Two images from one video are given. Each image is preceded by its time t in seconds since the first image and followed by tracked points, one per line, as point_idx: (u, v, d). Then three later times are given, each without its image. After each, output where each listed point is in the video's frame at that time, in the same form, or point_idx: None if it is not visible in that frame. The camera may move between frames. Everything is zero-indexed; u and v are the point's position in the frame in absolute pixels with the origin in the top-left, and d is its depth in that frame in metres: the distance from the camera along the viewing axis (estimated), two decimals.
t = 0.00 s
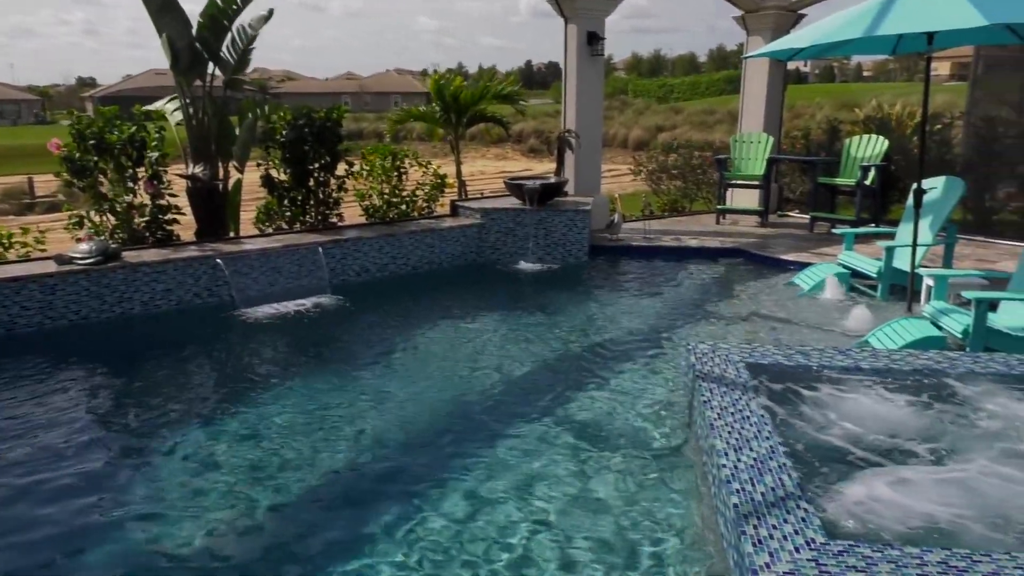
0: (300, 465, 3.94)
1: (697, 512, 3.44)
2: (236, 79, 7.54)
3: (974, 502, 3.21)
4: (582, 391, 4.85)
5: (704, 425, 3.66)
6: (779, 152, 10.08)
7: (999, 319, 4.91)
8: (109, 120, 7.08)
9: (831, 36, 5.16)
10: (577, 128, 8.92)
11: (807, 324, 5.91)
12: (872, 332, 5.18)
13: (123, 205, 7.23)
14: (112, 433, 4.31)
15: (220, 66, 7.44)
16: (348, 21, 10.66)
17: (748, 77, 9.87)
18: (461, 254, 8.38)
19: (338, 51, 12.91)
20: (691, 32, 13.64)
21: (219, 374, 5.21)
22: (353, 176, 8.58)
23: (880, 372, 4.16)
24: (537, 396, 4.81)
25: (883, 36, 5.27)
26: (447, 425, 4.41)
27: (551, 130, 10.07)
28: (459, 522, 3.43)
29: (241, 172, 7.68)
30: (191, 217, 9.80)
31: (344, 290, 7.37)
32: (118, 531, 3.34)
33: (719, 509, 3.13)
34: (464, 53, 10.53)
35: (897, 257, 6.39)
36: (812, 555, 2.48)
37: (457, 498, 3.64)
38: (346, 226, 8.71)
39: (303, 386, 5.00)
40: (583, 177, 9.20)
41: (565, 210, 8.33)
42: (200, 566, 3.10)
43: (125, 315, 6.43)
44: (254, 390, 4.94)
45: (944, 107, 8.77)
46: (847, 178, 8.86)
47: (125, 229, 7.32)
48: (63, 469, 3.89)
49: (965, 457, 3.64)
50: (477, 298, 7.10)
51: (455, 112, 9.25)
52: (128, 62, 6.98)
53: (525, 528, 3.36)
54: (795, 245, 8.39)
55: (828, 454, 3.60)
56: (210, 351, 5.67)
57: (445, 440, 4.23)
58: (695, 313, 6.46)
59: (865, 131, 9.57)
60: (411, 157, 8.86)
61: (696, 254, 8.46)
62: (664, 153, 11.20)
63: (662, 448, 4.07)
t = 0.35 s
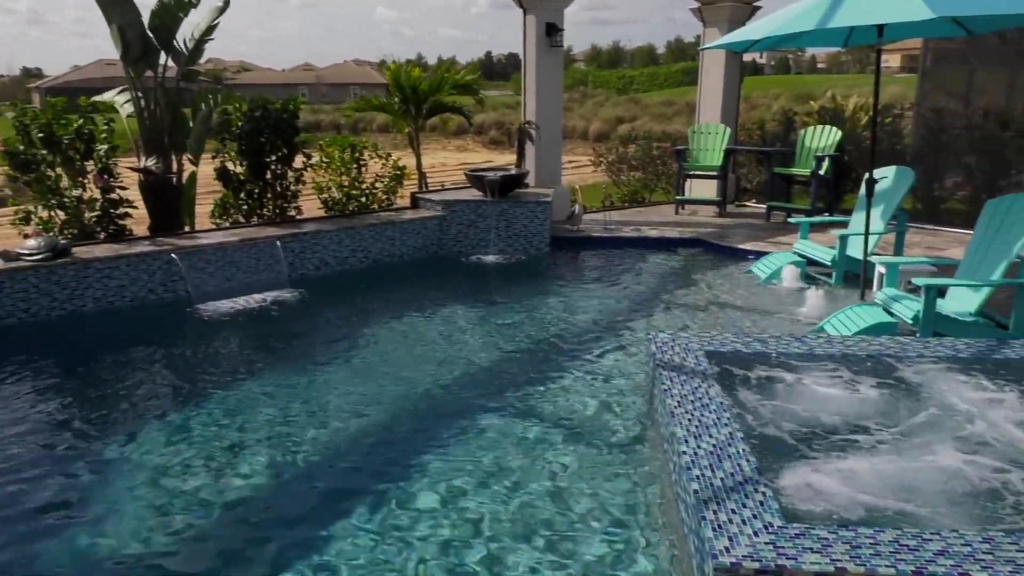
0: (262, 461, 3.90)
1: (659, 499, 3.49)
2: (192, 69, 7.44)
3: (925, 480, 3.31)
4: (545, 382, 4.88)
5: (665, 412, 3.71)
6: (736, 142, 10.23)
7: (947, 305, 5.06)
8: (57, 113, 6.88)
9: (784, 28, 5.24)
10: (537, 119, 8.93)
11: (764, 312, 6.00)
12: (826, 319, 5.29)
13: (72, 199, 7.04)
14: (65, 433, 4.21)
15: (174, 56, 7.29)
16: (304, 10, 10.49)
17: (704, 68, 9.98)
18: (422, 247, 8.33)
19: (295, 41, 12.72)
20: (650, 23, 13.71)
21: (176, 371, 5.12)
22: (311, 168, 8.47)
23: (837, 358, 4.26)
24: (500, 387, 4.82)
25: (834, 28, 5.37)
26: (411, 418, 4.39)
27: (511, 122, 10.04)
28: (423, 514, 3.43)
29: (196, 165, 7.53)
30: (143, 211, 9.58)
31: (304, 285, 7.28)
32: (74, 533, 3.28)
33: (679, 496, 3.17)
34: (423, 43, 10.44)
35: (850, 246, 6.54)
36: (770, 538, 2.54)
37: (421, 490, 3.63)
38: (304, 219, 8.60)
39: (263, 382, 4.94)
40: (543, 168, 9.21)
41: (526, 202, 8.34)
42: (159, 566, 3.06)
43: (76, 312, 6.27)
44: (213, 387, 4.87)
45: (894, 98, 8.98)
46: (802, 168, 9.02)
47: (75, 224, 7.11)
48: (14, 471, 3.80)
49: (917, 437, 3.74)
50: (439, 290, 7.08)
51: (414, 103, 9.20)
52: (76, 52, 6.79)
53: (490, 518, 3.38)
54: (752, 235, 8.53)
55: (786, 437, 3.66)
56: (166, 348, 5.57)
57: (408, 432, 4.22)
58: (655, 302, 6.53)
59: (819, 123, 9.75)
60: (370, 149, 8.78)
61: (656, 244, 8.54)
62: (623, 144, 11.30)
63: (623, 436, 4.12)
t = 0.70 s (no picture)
0: (225, 460, 3.85)
1: (623, 487, 3.53)
2: (144, 61, 7.30)
3: (882, 463, 3.39)
4: (510, 375, 4.89)
5: (628, 403, 3.75)
6: (696, 135, 10.34)
7: (900, 293, 5.19)
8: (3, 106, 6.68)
9: (740, 22, 5.30)
10: (498, 113, 8.91)
11: (724, 302, 6.09)
12: (785, 308, 5.39)
13: (20, 195, 6.78)
14: (17, 435, 4.10)
15: (125, 48, 7.13)
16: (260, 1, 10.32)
17: (664, 61, 10.04)
18: (385, 241, 8.27)
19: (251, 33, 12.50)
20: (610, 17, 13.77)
21: (133, 370, 5.02)
22: (270, 163, 8.34)
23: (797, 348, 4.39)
24: (465, 380, 4.82)
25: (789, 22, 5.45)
26: (376, 413, 4.37)
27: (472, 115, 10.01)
28: (391, 509, 3.42)
29: (150, 159, 7.36)
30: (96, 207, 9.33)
31: (265, 281, 7.17)
32: (29, 537, 3.20)
33: (643, 485, 3.21)
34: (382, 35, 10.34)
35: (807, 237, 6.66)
36: (731, 525, 2.58)
37: (387, 485, 3.62)
38: (264, 214, 8.47)
39: (224, 380, 4.86)
40: (505, 162, 9.20)
41: (488, 195, 8.32)
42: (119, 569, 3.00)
43: (27, 311, 6.10)
44: (172, 385, 4.78)
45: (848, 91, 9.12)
46: (760, 160, 9.16)
47: (25, 222, 6.83)
48: None
49: (872, 420, 3.84)
50: (402, 285, 7.03)
51: (374, 95, 9.08)
52: (22, 43, 6.60)
53: (456, 511, 3.38)
54: (713, 226, 8.63)
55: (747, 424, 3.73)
56: (123, 346, 5.45)
57: (374, 428, 4.20)
58: (618, 294, 6.58)
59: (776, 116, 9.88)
60: (330, 143, 8.66)
61: (618, 236, 8.60)
62: (585, 137, 11.29)
63: (588, 427, 4.15)
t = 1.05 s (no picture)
0: (187, 459, 3.79)
1: (589, 478, 3.56)
2: (92, 55, 7.20)
3: (841, 448, 3.47)
4: (477, 369, 4.88)
5: (593, 395, 3.78)
6: (659, 129, 10.43)
7: (857, 283, 5.30)
8: None
9: (700, 16, 5.34)
10: (462, 107, 8.87)
11: (688, 294, 6.16)
12: (747, 299, 5.46)
13: None
14: None
15: (74, 41, 7.03)
16: None
17: (626, 55, 10.10)
18: (348, 237, 8.19)
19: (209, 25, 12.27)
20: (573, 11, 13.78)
21: (90, 371, 4.90)
22: (229, 158, 8.19)
23: (757, 339, 4.47)
24: (431, 375, 4.82)
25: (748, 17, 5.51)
26: (342, 410, 4.34)
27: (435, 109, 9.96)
28: (358, 506, 3.40)
29: (105, 155, 7.17)
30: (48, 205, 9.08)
31: (225, 278, 7.06)
32: None
33: (608, 476, 3.24)
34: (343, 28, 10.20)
35: (768, 229, 6.75)
36: (695, 514, 2.61)
37: (354, 481, 3.60)
38: (224, 210, 8.33)
39: (185, 379, 4.77)
40: (469, 157, 9.18)
41: (452, 190, 8.28)
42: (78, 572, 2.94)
43: None
44: (131, 385, 4.68)
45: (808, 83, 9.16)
46: (721, 153, 9.26)
47: None
48: None
49: (831, 406, 3.92)
50: (366, 280, 6.98)
51: (336, 89, 8.97)
52: None
53: (422, 506, 3.37)
54: (676, 219, 8.71)
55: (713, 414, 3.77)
56: (78, 347, 5.32)
57: (339, 424, 4.17)
58: (583, 287, 6.61)
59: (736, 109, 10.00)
60: (291, 138, 8.55)
61: (583, 230, 8.64)
62: (546, 131, 11.44)
63: (555, 420, 4.16)
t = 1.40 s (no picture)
0: (151, 460, 3.72)
1: (557, 470, 3.58)
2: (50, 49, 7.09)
3: (804, 434, 3.53)
4: (445, 364, 4.87)
5: (561, 388, 3.80)
6: (623, 122, 10.49)
7: (819, 273, 5.39)
8: None
9: (663, 9, 5.38)
10: (426, 100, 8.82)
11: (654, 286, 6.21)
12: (712, 291, 5.53)
13: None
14: None
15: (31, 34, 6.92)
16: None
17: (591, 48, 10.15)
18: (312, 232, 8.11)
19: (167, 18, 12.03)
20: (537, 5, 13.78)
21: (48, 372, 4.78)
22: (190, 153, 8.07)
23: (722, 328, 4.52)
24: (399, 370, 4.79)
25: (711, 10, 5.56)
26: (309, 406, 4.30)
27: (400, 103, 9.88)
28: (327, 502, 3.37)
29: (60, 151, 6.99)
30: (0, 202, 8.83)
31: (188, 275, 6.95)
32: None
33: (577, 468, 3.26)
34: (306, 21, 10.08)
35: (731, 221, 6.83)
36: (662, 503, 2.64)
37: (322, 478, 3.57)
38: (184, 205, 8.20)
39: (147, 378, 4.68)
40: (435, 151, 9.13)
41: (418, 184, 8.24)
42: None
43: None
44: (91, 385, 4.58)
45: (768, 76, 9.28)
46: (685, 146, 9.35)
47: None
48: None
49: (794, 394, 3.98)
50: (332, 276, 6.91)
51: (298, 83, 8.89)
52: None
53: (392, 502, 3.36)
54: (641, 212, 8.78)
55: (680, 405, 3.80)
56: (35, 347, 5.19)
57: (306, 421, 4.13)
58: (550, 281, 6.63)
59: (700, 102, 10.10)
60: (253, 132, 8.44)
61: (549, 223, 8.66)
62: (513, 125, 11.58)
63: (523, 414, 4.17)
